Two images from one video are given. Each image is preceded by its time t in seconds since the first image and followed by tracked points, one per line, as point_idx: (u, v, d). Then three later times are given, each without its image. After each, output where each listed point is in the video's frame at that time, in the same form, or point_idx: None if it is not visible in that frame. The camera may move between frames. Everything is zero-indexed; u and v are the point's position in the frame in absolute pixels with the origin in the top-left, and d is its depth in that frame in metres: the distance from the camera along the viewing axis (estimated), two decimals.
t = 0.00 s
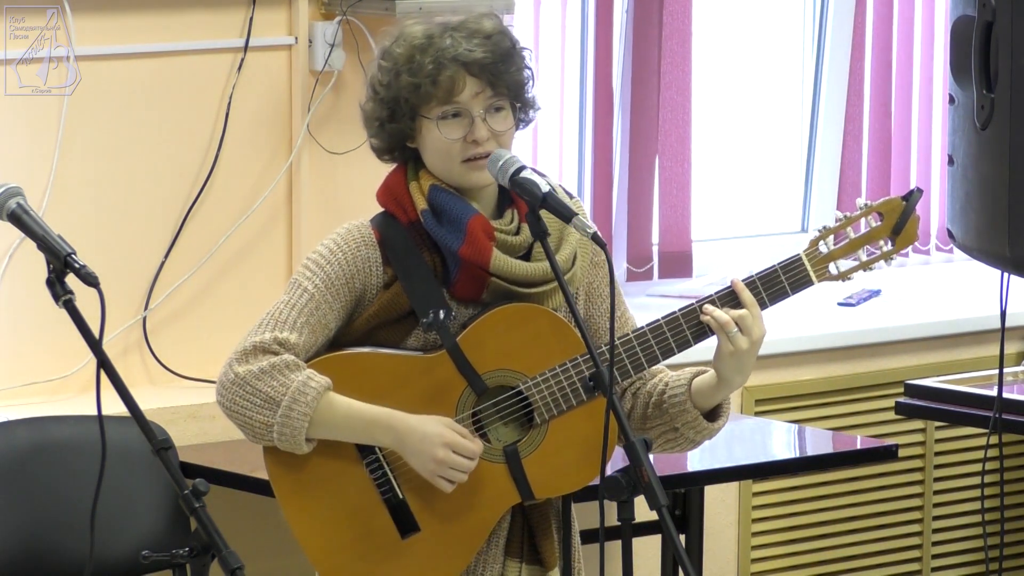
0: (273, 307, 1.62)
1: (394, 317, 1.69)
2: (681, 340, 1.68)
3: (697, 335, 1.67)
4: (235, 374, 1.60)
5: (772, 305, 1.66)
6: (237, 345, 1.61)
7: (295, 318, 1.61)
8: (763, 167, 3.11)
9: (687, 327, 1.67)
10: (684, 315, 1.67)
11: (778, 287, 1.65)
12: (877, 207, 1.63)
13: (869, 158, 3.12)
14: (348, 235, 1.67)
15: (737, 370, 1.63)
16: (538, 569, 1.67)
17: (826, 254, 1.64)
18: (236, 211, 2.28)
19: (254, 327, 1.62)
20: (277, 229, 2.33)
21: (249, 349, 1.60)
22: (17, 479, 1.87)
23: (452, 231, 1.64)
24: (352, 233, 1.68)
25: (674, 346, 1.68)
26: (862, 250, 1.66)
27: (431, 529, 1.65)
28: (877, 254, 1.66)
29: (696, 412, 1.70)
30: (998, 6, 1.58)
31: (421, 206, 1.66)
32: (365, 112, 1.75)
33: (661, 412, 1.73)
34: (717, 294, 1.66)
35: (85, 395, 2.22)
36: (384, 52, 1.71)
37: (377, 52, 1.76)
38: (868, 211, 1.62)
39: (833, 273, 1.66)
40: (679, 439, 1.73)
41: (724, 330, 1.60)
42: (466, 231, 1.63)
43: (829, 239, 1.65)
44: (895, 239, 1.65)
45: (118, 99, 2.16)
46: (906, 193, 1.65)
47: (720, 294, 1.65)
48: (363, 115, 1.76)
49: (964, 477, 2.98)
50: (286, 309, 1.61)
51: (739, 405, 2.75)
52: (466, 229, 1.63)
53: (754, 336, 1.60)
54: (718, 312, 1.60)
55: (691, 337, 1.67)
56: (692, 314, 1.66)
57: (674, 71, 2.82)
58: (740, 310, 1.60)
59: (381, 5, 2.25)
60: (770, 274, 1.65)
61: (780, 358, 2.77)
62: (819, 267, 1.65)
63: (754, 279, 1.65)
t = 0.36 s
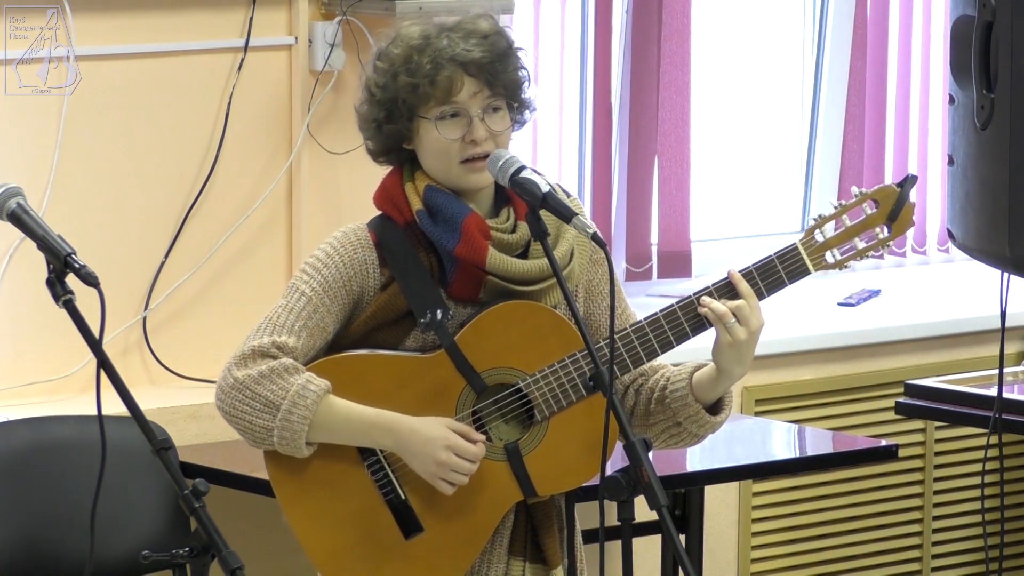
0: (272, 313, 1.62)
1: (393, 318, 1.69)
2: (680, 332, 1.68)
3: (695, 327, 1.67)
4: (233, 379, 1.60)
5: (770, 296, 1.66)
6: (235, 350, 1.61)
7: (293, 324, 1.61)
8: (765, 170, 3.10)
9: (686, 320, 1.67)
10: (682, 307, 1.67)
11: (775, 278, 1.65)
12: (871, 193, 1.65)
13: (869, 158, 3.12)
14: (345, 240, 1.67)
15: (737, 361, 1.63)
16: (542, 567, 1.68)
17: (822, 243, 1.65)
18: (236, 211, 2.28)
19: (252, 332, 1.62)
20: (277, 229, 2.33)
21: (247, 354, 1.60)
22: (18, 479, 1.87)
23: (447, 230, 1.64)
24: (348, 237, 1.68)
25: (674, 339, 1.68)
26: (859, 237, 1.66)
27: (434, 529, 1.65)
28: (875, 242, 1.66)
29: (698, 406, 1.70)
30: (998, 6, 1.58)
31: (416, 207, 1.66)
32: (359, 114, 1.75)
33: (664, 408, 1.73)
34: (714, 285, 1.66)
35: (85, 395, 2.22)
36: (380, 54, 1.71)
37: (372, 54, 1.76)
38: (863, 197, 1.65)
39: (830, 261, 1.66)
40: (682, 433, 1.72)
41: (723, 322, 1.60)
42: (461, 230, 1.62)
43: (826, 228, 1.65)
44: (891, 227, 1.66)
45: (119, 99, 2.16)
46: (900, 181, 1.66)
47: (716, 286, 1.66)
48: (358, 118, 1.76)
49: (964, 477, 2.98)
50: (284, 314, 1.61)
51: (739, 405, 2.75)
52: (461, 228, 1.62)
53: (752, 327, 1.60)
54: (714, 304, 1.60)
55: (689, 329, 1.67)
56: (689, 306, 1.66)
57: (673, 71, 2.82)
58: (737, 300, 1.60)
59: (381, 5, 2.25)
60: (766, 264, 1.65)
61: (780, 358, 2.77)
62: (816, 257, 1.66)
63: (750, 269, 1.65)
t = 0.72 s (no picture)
0: (275, 318, 1.62)
1: (393, 319, 1.69)
2: (680, 326, 1.67)
3: (695, 320, 1.67)
4: (243, 383, 1.60)
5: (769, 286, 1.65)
6: (241, 354, 1.61)
7: (298, 329, 1.61)
8: (765, 168, 3.10)
9: (687, 312, 1.67)
10: (683, 299, 1.67)
11: (774, 267, 1.65)
12: (865, 180, 1.67)
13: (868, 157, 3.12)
14: (344, 246, 1.66)
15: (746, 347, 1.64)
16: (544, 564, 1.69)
17: (819, 230, 1.66)
18: (236, 211, 2.28)
19: (258, 337, 1.62)
20: (277, 229, 2.33)
21: (255, 357, 1.59)
22: (18, 479, 1.87)
23: (445, 231, 1.64)
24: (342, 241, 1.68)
25: (674, 332, 1.68)
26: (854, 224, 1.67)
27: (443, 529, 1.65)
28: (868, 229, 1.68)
29: (699, 395, 1.70)
30: (998, 6, 1.58)
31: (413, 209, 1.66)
32: (354, 116, 1.75)
33: (664, 398, 1.73)
34: (713, 279, 1.66)
35: (85, 395, 2.22)
36: (376, 54, 1.71)
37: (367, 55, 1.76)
38: (856, 184, 1.66)
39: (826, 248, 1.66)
40: (684, 423, 1.73)
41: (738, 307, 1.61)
42: (461, 231, 1.62)
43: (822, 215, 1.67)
44: (885, 214, 1.68)
45: (119, 100, 2.16)
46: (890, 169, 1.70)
47: (716, 280, 1.66)
48: (353, 120, 1.75)
49: (964, 477, 2.98)
50: (290, 320, 1.61)
51: (740, 405, 2.75)
52: (461, 228, 1.62)
53: (764, 312, 1.62)
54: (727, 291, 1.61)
55: (690, 322, 1.67)
56: (690, 299, 1.66)
57: (673, 71, 2.82)
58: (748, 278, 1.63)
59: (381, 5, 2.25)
60: (765, 254, 1.65)
61: (780, 358, 2.77)
62: (812, 244, 1.66)
63: (749, 260, 1.65)
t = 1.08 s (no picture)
0: (281, 321, 1.60)
1: (394, 319, 1.69)
2: (679, 323, 1.69)
3: (693, 317, 1.69)
4: (256, 386, 1.57)
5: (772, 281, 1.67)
6: (251, 357, 1.58)
7: (305, 331, 1.60)
8: (765, 169, 3.10)
9: (684, 310, 1.69)
10: (682, 299, 1.69)
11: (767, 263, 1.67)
12: (850, 178, 1.64)
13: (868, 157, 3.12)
14: (341, 248, 1.65)
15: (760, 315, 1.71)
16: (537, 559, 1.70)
17: (810, 230, 1.65)
18: (236, 211, 2.28)
19: (265, 340, 1.59)
20: (277, 229, 2.33)
21: (267, 360, 1.57)
22: (17, 479, 1.87)
23: (447, 227, 1.65)
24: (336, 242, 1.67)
25: (673, 330, 1.70)
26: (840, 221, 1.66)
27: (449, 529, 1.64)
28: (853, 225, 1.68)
29: (701, 353, 1.77)
30: (998, 6, 1.58)
31: (411, 206, 1.66)
32: (352, 103, 1.74)
33: (664, 366, 1.80)
34: (713, 276, 1.68)
35: (85, 395, 2.21)
36: (384, 41, 1.72)
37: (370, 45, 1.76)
38: (839, 184, 1.64)
39: (816, 247, 1.66)
40: (685, 386, 1.80)
41: (764, 294, 1.64)
42: (466, 227, 1.64)
43: (810, 214, 1.65)
44: (869, 210, 1.66)
45: (119, 100, 2.16)
46: (869, 166, 1.67)
47: (715, 278, 1.68)
48: (351, 106, 1.74)
49: (964, 477, 2.98)
50: (297, 322, 1.59)
51: (740, 405, 2.75)
52: (465, 225, 1.64)
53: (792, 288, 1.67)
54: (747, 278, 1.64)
55: (688, 321, 1.69)
56: (689, 299, 1.68)
57: (673, 71, 2.82)
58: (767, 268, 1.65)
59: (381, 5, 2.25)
60: (759, 252, 1.67)
61: (780, 358, 2.77)
62: (804, 244, 1.66)
63: (743, 259, 1.67)
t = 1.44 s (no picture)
0: (300, 326, 1.53)
1: (394, 321, 1.68)
2: (662, 325, 1.76)
3: (675, 319, 1.76)
4: (288, 395, 1.50)
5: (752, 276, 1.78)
6: (278, 366, 1.50)
7: (323, 336, 1.55)
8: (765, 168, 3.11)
9: (666, 311, 1.75)
10: (664, 301, 1.75)
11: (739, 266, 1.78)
12: (803, 184, 1.78)
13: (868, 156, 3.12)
14: (341, 251, 1.60)
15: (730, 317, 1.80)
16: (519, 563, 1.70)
17: (774, 232, 1.77)
18: (236, 210, 2.28)
19: (288, 346, 1.52)
20: (277, 229, 2.33)
21: (295, 367, 1.51)
22: (17, 480, 1.87)
23: (447, 228, 1.64)
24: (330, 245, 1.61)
25: (657, 332, 1.76)
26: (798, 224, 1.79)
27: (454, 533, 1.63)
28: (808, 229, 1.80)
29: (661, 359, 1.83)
30: (998, 6, 1.58)
31: (408, 207, 1.63)
32: (341, 98, 1.70)
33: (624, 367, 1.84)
34: (690, 279, 1.76)
35: (84, 395, 2.21)
36: (383, 37, 1.69)
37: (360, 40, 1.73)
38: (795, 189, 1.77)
39: (778, 250, 1.78)
40: (642, 388, 1.84)
41: (737, 291, 1.74)
42: (465, 227, 1.65)
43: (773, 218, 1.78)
44: (823, 213, 1.78)
45: (119, 100, 2.16)
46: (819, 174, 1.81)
47: (692, 281, 1.76)
48: (340, 101, 1.70)
49: (964, 476, 2.98)
50: (316, 328, 1.54)
51: (740, 405, 2.75)
52: (465, 225, 1.65)
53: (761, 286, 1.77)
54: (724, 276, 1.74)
55: (670, 323, 1.76)
56: (670, 300, 1.75)
57: (674, 71, 2.82)
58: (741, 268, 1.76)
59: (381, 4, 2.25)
60: (730, 254, 1.78)
61: (779, 358, 2.77)
62: (770, 246, 1.78)
63: (717, 260, 1.77)
